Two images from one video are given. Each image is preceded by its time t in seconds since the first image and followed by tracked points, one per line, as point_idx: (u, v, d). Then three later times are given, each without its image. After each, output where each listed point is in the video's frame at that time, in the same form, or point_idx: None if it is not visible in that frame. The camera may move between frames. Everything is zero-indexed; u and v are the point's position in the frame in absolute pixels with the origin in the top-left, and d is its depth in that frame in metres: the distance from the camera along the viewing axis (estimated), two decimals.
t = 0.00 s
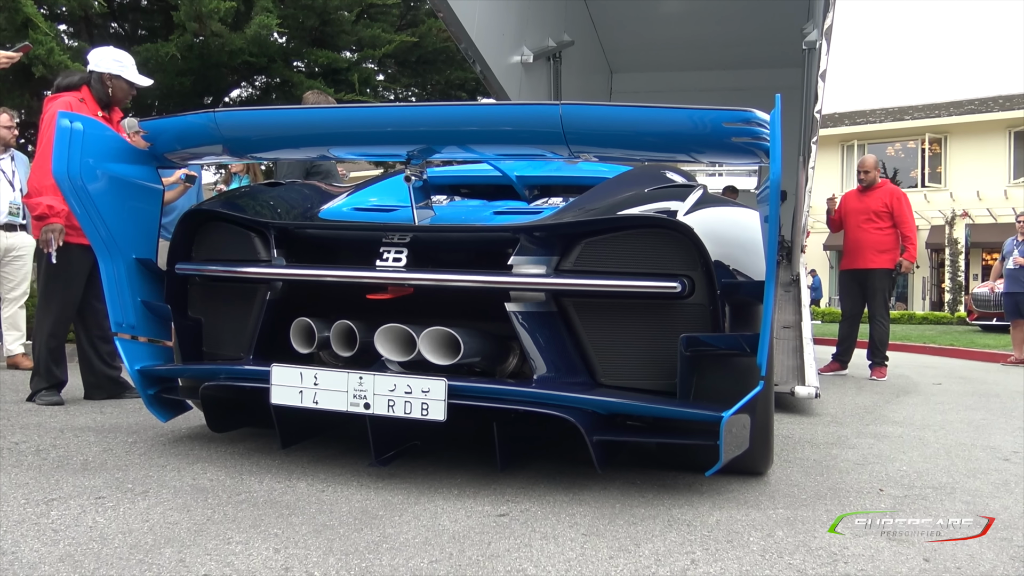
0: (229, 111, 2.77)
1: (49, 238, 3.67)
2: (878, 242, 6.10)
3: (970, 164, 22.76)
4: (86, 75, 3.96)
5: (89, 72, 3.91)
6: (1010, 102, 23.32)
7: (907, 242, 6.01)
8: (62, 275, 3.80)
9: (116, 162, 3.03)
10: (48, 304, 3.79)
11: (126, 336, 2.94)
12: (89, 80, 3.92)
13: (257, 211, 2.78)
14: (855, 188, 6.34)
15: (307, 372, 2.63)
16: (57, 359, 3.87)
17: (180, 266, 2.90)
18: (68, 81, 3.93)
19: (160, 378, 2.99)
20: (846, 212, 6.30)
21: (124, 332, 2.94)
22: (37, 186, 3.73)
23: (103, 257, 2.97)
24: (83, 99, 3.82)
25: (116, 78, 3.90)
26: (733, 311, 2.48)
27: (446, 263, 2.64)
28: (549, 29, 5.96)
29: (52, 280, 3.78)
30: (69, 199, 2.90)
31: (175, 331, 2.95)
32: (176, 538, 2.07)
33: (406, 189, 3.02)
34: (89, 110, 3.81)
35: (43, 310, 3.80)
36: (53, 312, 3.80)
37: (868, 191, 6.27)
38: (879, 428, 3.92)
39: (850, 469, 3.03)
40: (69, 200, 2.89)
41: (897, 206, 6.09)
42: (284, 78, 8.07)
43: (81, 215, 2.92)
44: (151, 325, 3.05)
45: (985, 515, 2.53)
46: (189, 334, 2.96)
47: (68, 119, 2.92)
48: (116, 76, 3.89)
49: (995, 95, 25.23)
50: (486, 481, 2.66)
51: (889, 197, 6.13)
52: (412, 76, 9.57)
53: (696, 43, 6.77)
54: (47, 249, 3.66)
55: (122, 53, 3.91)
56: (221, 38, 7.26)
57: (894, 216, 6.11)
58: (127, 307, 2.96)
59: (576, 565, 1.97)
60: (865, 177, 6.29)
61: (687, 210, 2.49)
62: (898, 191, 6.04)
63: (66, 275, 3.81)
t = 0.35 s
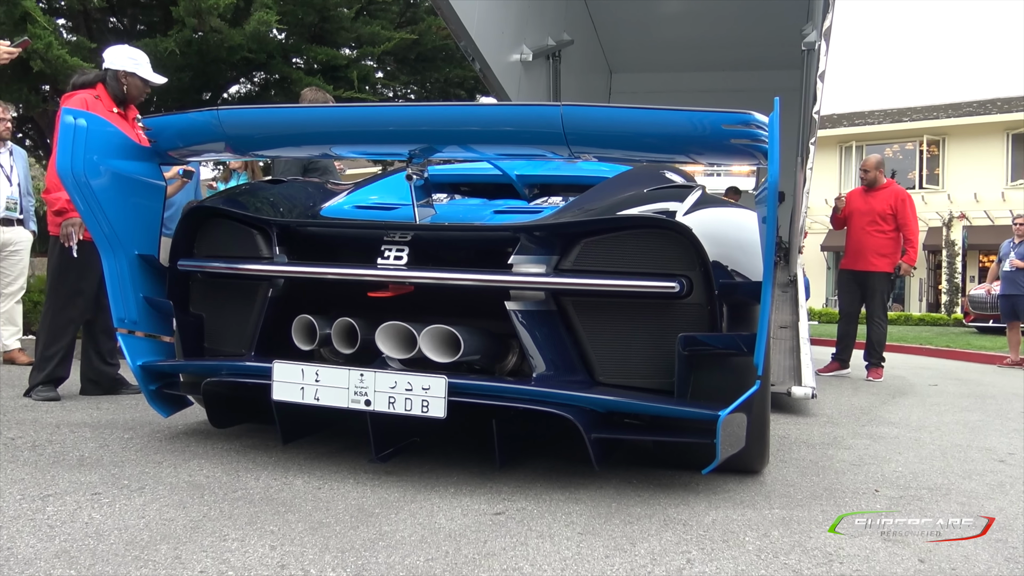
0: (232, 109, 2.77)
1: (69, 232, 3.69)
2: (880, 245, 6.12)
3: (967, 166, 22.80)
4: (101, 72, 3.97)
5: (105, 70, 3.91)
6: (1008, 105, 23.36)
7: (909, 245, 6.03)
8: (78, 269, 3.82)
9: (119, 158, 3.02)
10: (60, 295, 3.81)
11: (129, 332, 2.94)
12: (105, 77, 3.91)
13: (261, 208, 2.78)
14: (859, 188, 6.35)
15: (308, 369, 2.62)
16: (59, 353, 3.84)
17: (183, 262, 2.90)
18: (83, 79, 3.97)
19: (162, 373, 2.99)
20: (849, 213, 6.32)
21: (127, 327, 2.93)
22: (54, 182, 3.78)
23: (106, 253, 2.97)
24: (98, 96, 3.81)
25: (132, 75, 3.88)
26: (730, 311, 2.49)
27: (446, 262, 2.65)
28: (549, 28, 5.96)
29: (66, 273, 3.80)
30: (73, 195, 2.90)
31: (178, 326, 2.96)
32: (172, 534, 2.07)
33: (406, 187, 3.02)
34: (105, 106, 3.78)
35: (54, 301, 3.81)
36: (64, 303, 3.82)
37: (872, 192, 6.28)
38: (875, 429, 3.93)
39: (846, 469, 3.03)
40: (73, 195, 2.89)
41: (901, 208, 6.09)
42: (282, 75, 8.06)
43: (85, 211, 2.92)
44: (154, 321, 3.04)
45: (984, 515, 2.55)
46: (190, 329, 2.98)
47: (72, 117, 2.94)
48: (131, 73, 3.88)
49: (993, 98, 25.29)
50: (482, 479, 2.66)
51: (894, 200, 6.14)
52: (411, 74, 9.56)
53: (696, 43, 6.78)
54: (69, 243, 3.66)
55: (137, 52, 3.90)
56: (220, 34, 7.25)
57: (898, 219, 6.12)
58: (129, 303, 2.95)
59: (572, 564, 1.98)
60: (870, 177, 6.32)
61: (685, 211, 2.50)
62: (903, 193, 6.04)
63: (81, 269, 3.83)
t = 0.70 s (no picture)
0: (232, 112, 2.78)
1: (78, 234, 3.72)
2: (875, 243, 6.13)
3: (965, 163, 22.83)
4: (111, 77, 3.95)
5: (115, 75, 3.90)
6: (1005, 102, 23.39)
7: (903, 246, 6.07)
8: (87, 276, 3.81)
9: (120, 161, 3.03)
10: (70, 301, 3.80)
11: (132, 334, 2.95)
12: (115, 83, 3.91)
13: (262, 210, 2.78)
14: (856, 187, 6.41)
15: (310, 370, 2.63)
16: (62, 356, 3.83)
17: (185, 264, 2.90)
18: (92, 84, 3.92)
19: (165, 375, 3.00)
20: (846, 211, 6.34)
21: (130, 329, 2.94)
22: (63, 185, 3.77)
23: (108, 255, 2.97)
24: (109, 101, 3.82)
25: (142, 81, 3.90)
26: (727, 311, 2.51)
27: (446, 263, 2.65)
28: (546, 28, 5.96)
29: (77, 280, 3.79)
30: (74, 198, 2.89)
31: (179, 328, 2.95)
32: (172, 536, 2.07)
33: (406, 188, 3.02)
34: (116, 111, 3.80)
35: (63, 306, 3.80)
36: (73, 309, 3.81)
37: (868, 193, 6.33)
38: (873, 427, 3.93)
39: (844, 467, 3.04)
40: (75, 199, 2.88)
41: (896, 211, 6.16)
42: (279, 76, 8.05)
43: (86, 214, 2.91)
44: (156, 322, 3.04)
45: (985, 515, 2.54)
46: (192, 331, 2.97)
47: (73, 119, 2.91)
48: (142, 79, 3.89)
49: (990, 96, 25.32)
50: (482, 479, 2.67)
51: (890, 200, 6.20)
52: (408, 74, 9.55)
53: (694, 42, 6.78)
54: (78, 247, 3.65)
55: (148, 58, 3.93)
56: (216, 35, 7.22)
57: (893, 219, 6.17)
58: (132, 305, 2.96)
59: (571, 564, 1.98)
60: (867, 176, 6.36)
61: (682, 210, 2.52)
62: (898, 197, 6.12)
63: (90, 276, 3.82)
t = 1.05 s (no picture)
0: (233, 115, 2.78)
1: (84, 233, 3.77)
2: (864, 248, 6.13)
3: (964, 164, 22.84)
4: (116, 81, 3.96)
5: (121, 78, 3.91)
6: (1005, 103, 23.39)
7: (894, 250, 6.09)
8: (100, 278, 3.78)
9: (122, 164, 3.03)
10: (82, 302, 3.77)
11: (134, 335, 2.96)
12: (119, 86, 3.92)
13: (264, 212, 2.80)
14: (847, 192, 6.41)
15: (312, 371, 2.63)
16: (70, 357, 3.80)
17: (187, 266, 2.90)
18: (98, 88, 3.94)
19: (167, 376, 3.00)
20: (835, 216, 6.35)
21: (130, 330, 2.95)
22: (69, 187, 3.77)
23: (110, 257, 2.98)
24: (116, 104, 3.83)
25: (145, 84, 3.90)
26: (727, 311, 2.48)
27: (447, 265, 2.67)
28: (546, 29, 5.96)
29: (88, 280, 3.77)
30: (76, 201, 2.90)
31: (180, 329, 2.95)
32: (171, 538, 2.08)
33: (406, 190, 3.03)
34: (122, 114, 3.81)
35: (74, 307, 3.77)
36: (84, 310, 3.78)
37: (858, 198, 6.33)
38: (872, 429, 3.93)
39: (844, 469, 3.04)
40: (77, 202, 2.89)
41: (886, 217, 6.15)
42: (279, 77, 8.06)
43: (88, 216, 2.92)
44: (157, 323, 3.05)
45: (984, 514, 2.56)
46: (193, 333, 2.97)
47: (75, 122, 2.90)
48: (145, 81, 3.90)
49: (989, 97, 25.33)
50: (480, 481, 2.67)
51: (879, 207, 6.20)
52: (408, 75, 9.55)
53: (694, 43, 6.78)
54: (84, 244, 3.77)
55: (153, 62, 3.94)
56: (216, 36, 7.20)
57: (883, 226, 6.17)
58: (133, 306, 2.98)
59: (570, 566, 1.98)
60: (857, 181, 6.37)
61: (685, 210, 2.50)
62: (888, 204, 6.12)
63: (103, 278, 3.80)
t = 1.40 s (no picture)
0: (245, 118, 2.79)
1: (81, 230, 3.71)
2: (863, 249, 6.13)
3: (966, 166, 22.82)
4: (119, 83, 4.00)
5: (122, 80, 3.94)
6: (1007, 105, 23.38)
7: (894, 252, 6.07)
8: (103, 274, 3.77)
9: (135, 165, 3.05)
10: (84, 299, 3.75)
11: (144, 333, 2.99)
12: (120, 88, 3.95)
13: (273, 213, 2.82)
14: (845, 194, 6.39)
15: (321, 368, 2.63)
16: (71, 356, 3.80)
17: (197, 266, 2.88)
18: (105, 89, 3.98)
19: (178, 375, 3.02)
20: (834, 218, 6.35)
21: (141, 329, 2.97)
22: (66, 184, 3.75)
23: (123, 257, 3.00)
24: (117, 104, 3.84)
25: (137, 79, 3.86)
26: (729, 311, 2.50)
27: (455, 265, 2.64)
28: (547, 30, 5.96)
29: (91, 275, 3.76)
30: (90, 202, 2.92)
31: (190, 328, 2.96)
32: (172, 538, 2.07)
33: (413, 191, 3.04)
34: (122, 114, 3.82)
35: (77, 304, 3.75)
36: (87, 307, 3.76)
37: (857, 200, 6.32)
38: (874, 430, 3.93)
39: (845, 471, 3.04)
40: (90, 203, 2.92)
41: (885, 218, 6.14)
42: (281, 77, 8.05)
43: (102, 217, 2.93)
44: (167, 322, 3.08)
45: (986, 515, 2.57)
46: (203, 332, 2.97)
47: (88, 124, 2.93)
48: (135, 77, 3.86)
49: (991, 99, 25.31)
50: (481, 481, 2.66)
51: (878, 209, 6.18)
52: (409, 75, 9.53)
53: (696, 45, 6.78)
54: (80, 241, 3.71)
55: (155, 61, 3.92)
56: (218, 36, 7.19)
57: (882, 227, 6.15)
58: (144, 305, 3.01)
59: (571, 566, 1.98)
60: (856, 184, 6.35)
61: (686, 212, 2.52)
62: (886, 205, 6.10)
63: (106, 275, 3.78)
